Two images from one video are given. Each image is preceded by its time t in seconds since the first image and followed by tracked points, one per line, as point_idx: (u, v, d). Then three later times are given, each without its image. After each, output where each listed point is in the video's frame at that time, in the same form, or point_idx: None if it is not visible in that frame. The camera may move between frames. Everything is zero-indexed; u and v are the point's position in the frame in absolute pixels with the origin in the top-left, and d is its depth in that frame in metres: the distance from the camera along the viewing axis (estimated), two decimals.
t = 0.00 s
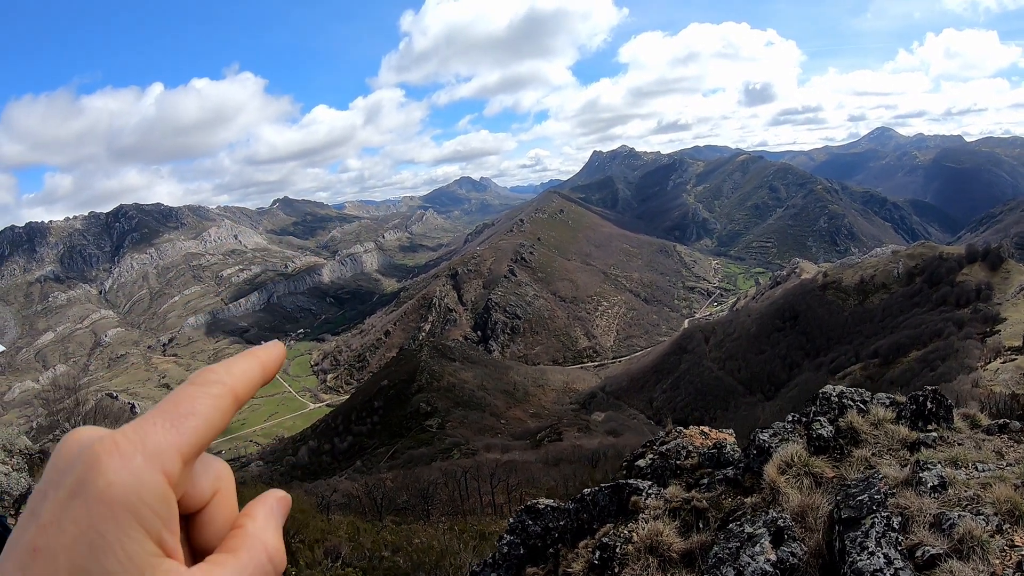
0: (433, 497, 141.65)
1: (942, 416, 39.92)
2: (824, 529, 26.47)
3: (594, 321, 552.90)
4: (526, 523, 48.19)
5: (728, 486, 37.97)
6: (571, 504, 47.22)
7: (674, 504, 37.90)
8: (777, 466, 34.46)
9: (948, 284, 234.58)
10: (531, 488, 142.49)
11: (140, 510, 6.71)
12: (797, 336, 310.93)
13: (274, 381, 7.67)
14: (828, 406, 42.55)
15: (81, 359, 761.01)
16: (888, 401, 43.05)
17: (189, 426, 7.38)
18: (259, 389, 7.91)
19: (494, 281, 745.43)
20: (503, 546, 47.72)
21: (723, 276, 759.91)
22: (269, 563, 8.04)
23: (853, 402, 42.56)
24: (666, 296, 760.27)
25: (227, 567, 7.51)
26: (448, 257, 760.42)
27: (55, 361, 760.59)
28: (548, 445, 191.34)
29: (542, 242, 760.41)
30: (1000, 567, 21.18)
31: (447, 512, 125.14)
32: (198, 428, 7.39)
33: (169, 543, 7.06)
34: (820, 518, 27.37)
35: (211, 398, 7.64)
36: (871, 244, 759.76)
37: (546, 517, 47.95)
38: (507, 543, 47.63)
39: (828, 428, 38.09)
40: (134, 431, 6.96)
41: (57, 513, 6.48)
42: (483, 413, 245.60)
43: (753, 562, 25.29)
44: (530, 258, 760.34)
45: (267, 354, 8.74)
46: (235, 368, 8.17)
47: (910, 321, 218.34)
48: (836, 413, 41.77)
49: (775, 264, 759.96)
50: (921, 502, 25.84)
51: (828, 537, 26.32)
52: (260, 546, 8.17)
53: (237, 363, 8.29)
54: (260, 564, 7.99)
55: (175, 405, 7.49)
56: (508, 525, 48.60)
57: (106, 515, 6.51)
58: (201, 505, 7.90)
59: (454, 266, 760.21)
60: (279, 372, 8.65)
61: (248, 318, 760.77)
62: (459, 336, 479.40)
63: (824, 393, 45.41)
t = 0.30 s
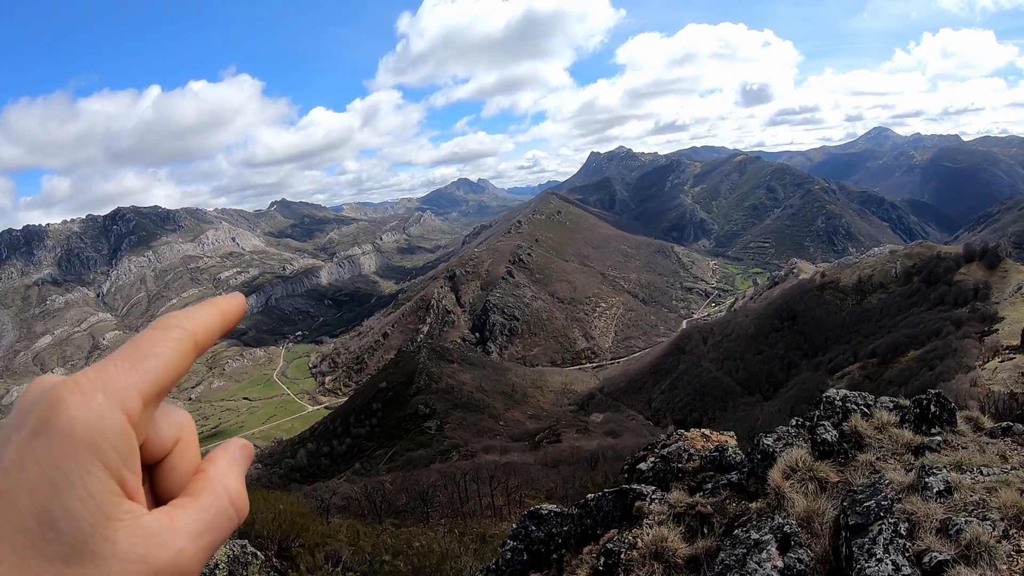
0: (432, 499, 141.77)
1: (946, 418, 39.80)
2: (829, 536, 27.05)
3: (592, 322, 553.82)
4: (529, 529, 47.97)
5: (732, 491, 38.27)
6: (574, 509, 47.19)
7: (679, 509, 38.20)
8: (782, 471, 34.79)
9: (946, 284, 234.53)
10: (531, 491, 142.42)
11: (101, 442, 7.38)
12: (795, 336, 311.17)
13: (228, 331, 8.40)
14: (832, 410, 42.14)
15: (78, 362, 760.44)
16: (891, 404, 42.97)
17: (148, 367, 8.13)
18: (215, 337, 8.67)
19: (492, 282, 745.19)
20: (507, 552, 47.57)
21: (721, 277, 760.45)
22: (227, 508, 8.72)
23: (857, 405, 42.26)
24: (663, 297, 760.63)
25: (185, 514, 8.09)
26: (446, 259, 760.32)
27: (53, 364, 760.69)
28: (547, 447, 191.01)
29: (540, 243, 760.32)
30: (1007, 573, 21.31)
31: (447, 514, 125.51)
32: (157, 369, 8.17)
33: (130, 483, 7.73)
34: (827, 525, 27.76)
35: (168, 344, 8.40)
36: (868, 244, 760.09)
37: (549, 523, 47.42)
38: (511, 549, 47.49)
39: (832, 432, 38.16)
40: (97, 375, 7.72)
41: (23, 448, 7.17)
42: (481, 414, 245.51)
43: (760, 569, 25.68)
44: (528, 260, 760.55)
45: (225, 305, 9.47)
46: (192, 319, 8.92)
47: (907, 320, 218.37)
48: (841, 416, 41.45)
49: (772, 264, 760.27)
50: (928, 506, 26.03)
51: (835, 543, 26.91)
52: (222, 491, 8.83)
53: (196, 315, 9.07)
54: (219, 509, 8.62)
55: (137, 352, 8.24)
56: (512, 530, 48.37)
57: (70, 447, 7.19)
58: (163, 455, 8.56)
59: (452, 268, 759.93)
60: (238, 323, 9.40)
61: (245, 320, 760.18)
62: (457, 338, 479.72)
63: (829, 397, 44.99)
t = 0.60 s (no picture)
0: (434, 501, 142.25)
1: (952, 420, 39.31)
2: (836, 538, 27.16)
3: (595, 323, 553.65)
4: (534, 532, 48.41)
5: (738, 494, 39.05)
6: (578, 512, 47.16)
7: (684, 512, 38.82)
8: (788, 474, 35.04)
9: (948, 284, 233.57)
10: (533, 492, 142.70)
11: (31, 415, 6.81)
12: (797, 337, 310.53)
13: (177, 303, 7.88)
14: (838, 412, 41.84)
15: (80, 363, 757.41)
16: (897, 406, 42.74)
17: (83, 337, 7.55)
18: (160, 309, 8.19)
19: (494, 283, 745.13)
20: (511, 555, 47.89)
21: (724, 278, 759.51)
22: (165, 487, 8.24)
23: (862, 407, 42.07)
24: (665, 296, 757.23)
25: (123, 490, 7.69)
26: (449, 260, 760.25)
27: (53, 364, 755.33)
28: (550, 448, 190.96)
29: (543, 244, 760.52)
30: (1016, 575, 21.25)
31: (450, 516, 126.90)
32: (93, 339, 7.57)
33: (64, 461, 7.27)
34: (834, 527, 27.81)
35: (108, 311, 7.82)
36: (871, 244, 757.85)
37: (554, 526, 47.94)
38: (515, 552, 47.81)
39: (838, 435, 38.04)
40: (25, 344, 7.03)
41: None
42: (484, 415, 245.72)
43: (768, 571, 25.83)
44: (531, 260, 760.05)
45: (169, 276, 8.91)
46: (135, 287, 8.36)
47: (910, 321, 217.95)
48: (846, 418, 41.17)
49: (775, 266, 758.44)
50: (936, 509, 26.10)
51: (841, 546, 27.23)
52: (159, 469, 8.33)
53: (137, 285, 8.47)
54: (159, 487, 8.20)
55: (70, 318, 7.59)
56: (516, 533, 48.81)
57: None
58: (100, 433, 8.13)
59: (455, 269, 759.37)
60: (181, 298, 8.84)
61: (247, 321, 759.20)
62: (460, 339, 479.43)
63: (834, 399, 44.86)
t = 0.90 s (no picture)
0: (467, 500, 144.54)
1: (994, 426, 37.51)
2: (872, 548, 27.25)
3: (629, 323, 545.85)
4: (566, 535, 49.35)
5: (773, 500, 39.14)
6: (611, 515, 48.34)
7: (717, 518, 38.80)
8: (823, 480, 34.72)
9: (988, 284, 223.21)
10: (567, 493, 142.42)
11: None
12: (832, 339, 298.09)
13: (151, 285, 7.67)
14: (876, 418, 41.15)
15: (119, 361, 760.11)
16: (937, 411, 41.39)
17: (47, 318, 7.21)
18: (130, 295, 7.93)
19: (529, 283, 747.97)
20: (544, 558, 48.95)
21: (759, 278, 760.39)
22: (129, 483, 7.71)
23: (901, 413, 41.20)
24: (700, 298, 760.45)
25: (86, 481, 7.26)
26: (483, 260, 760.34)
27: (93, 362, 760.42)
28: (584, 448, 190.86)
29: (577, 244, 761.06)
30: None
31: (483, 515, 129.42)
32: (58, 321, 7.25)
33: (20, 449, 6.86)
34: (870, 536, 28.00)
35: (76, 292, 7.53)
36: (907, 244, 760.21)
37: (586, 529, 48.73)
38: (548, 555, 48.86)
39: (876, 440, 37.28)
40: None
41: None
42: (517, 416, 246.80)
43: None
44: (565, 260, 759.91)
45: (141, 260, 8.64)
46: (106, 269, 8.06)
47: (948, 322, 209.01)
48: (885, 424, 40.41)
49: (810, 266, 759.71)
50: (975, 520, 25.63)
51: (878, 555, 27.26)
52: (125, 462, 7.83)
53: (107, 267, 8.19)
54: (127, 483, 7.73)
55: (37, 300, 7.31)
56: (548, 536, 49.79)
57: None
58: (61, 427, 7.67)
59: (489, 269, 759.88)
60: (155, 282, 8.61)
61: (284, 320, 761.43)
62: (494, 338, 479.44)
63: (871, 404, 44.11)
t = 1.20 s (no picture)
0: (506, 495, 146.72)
1: None
2: (911, 554, 26.83)
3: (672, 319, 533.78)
4: (602, 533, 52.90)
5: (812, 501, 38.94)
6: (647, 516, 50.57)
7: (754, 520, 38.96)
8: (863, 483, 34.42)
9: None
10: (605, 489, 142.55)
11: None
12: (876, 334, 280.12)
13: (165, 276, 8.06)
14: (917, 420, 40.12)
15: (163, 354, 761.55)
16: (982, 413, 39.90)
17: (50, 305, 7.37)
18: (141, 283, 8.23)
19: (570, 278, 747.65)
20: (579, 555, 52.71)
21: (802, 273, 760.27)
22: (132, 482, 7.94)
23: (944, 415, 39.93)
24: (742, 295, 754.43)
25: (86, 478, 7.37)
26: (524, 255, 760.01)
27: (137, 355, 760.48)
28: (623, 444, 190.20)
29: (618, 239, 760.28)
30: None
31: (521, 510, 132.16)
32: (63, 310, 7.40)
33: (17, 442, 6.99)
34: (909, 541, 27.51)
35: (87, 280, 7.80)
36: (952, 238, 760.75)
37: (621, 527, 52.29)
38: (583, 553, 52.50)
39: (917, 443, 36.61)
40: None
41: None
42: (557, 411, 248.29)
43: None
44: (606, 256, 759.54)
45: (152, 248, 9.06)
46: (112, 256, 8.38)
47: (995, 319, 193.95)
48: (927, 426, 39.35)
49: (855, 260, 760.48)
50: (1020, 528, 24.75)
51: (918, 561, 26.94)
52: (127, 460, 7.98)
53: (112, 251, 8.55)
54: (128, 483, 7.90)
55: (40, 284, 7.50)
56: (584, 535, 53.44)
57: None
58: (59, 419, 7.84)
59: (530, 264, 760.12)
60: (168, 271, 8.97)
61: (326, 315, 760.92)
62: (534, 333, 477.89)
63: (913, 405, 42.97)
